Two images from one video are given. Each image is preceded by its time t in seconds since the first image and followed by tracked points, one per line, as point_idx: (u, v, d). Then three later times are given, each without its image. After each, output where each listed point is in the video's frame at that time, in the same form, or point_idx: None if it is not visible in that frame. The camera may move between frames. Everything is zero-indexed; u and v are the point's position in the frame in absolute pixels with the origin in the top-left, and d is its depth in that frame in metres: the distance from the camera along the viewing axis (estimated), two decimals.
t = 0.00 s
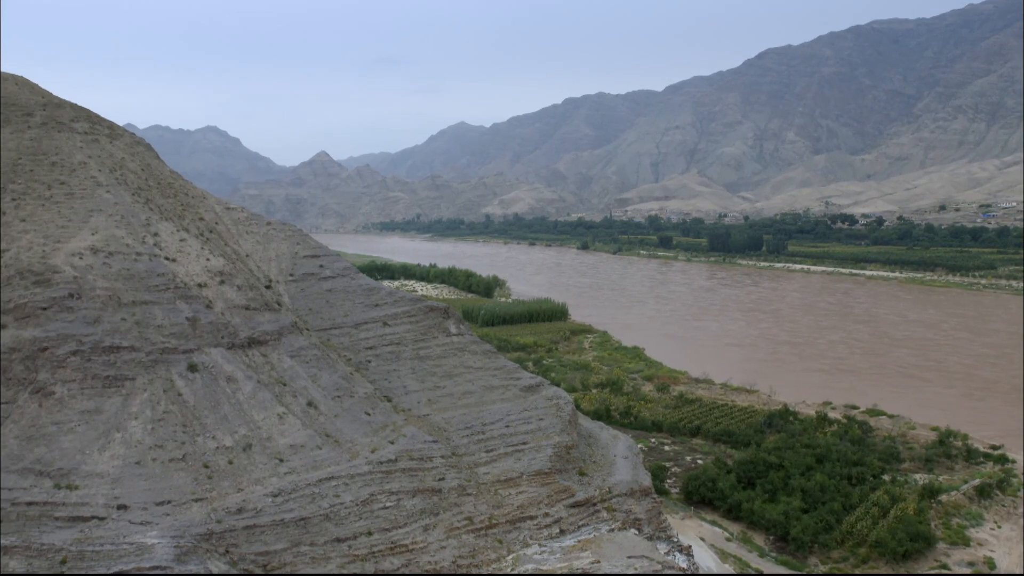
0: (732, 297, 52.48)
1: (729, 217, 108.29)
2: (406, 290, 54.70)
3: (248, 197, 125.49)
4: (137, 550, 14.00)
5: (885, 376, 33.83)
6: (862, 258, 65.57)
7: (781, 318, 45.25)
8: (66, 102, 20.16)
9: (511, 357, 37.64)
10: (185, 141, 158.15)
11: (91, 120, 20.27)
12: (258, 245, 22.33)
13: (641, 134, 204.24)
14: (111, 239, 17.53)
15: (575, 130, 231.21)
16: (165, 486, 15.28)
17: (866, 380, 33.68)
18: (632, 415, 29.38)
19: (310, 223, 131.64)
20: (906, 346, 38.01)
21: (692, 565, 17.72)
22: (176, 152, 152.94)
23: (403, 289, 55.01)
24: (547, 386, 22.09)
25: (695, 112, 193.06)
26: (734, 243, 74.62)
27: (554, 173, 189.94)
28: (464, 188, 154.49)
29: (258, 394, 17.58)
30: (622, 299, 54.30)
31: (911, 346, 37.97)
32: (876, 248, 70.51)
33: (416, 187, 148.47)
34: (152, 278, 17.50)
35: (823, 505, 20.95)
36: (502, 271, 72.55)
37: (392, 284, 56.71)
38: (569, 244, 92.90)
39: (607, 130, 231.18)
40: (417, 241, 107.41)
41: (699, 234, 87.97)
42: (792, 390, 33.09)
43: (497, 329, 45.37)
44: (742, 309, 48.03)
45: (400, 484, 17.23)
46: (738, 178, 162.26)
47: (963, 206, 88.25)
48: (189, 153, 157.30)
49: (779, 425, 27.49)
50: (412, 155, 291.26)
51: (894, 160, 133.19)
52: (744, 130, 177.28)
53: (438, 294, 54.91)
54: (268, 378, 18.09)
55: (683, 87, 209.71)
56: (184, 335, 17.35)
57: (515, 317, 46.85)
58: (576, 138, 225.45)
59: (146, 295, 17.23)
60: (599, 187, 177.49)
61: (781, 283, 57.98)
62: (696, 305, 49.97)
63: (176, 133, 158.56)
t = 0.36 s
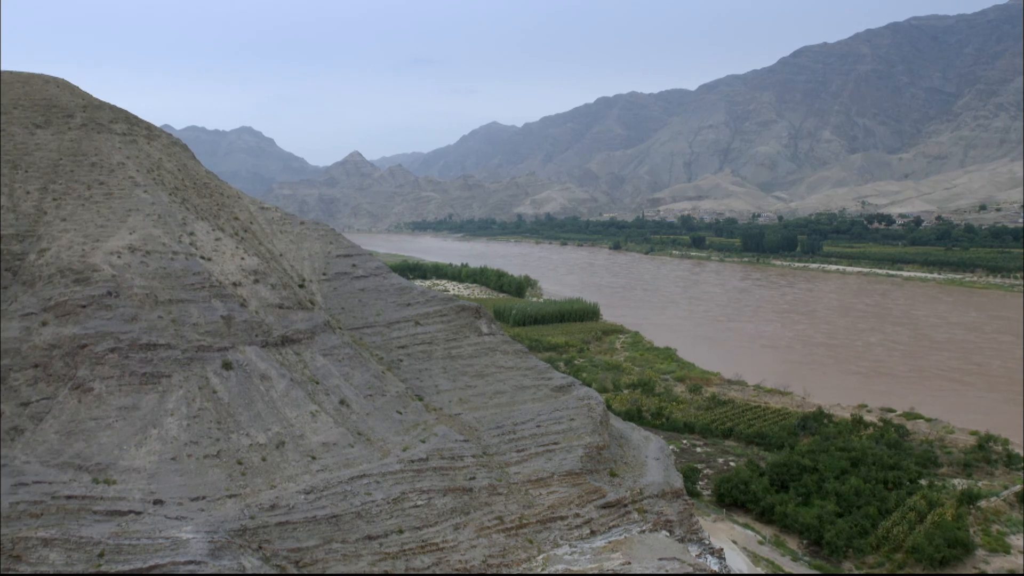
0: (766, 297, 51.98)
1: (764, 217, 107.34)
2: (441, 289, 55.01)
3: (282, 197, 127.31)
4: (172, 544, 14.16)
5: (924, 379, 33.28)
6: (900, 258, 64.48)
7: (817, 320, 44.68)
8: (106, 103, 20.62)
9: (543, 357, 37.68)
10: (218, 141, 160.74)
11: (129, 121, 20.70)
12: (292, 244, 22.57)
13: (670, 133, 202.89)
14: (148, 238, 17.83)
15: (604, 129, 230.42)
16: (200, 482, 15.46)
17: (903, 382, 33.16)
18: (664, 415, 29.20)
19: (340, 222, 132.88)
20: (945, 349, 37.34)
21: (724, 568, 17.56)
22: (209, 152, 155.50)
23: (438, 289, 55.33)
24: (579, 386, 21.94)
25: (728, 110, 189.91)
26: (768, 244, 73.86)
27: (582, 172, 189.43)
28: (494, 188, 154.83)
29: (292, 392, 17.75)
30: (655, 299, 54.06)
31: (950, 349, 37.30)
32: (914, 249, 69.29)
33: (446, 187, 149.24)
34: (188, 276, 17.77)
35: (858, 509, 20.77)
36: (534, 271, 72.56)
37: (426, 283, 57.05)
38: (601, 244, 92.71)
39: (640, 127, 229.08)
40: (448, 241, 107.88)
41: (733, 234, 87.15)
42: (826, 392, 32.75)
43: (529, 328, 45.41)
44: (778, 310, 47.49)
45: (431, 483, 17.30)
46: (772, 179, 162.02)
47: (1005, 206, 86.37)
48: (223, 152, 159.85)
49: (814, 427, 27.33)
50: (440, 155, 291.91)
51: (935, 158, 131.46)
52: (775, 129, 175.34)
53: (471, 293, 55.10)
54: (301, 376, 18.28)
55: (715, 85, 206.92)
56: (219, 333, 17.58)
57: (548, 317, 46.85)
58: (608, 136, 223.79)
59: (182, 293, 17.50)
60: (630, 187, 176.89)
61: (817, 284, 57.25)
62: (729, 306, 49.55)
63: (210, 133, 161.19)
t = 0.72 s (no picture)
0: (802, 299, 51.32)
1: (801, 217, 105.94)
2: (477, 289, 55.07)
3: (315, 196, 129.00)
4: (209, 539, 14.29)
5: (966, 382, 32.61)
6: (942, 259, 63.18)
7: (856, 322, 43.97)
8: (146, 105, 21.08)
9: (576, 357, 37.71)
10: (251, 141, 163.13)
11: (168, 123, 21.11)
12: (327, 243, 22.79)
13: (701, 131, 201.18)
14: (186, 237, 18.11)
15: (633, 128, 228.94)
16: (236, 478, 15.65)
17: (944, 385, 32.54)
18: (698, 417, 28.93)
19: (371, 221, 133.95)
20: (988, 352, 36.54)
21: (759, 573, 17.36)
22: (242, 152, 157.82)
23: (474, 289, 55.43)
24: (612, 387, 21.86)
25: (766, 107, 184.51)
26: (804, 244, 72.89)
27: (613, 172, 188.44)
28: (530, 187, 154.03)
29: (326, 391, 17.90)
30: (689, 300, 53.70)
31: (993, 352, 36.49)
32: (956, 250, 67.85)
33: (478, 185, 147.90)
34: (225, 275, 18.02)
35: (896, 514, 20.43)
36: (568, 270, 72.41)
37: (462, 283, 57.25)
38: (635, 244, 92.33)
39: (675, 126, 224.67)
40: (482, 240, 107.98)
41: (768, 233, 86.11)
42: (863, 395, 32.33)
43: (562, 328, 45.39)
44: (816, 311, 46.77)
45: (464, 482, 17.36)
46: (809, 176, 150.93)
47: None
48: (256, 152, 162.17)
49: (851, 430, 27.14)
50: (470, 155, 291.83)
51: (977, 158, 114.09)
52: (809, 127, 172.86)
53: (505, 293, 55.20)
54: (335, 374, 18.44)
55: (752, 82, 202.99)
56: (255, 331, 17.78)
57: (581, 317, 46.78)
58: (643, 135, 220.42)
59: (220, 291, 17.75)
60: (662, 186, 175.61)
61: (855, 285, 56.35)
62: (765, 308, 49.00)
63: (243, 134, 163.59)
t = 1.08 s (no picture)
0: (839, 300, 50.60)
1: (838, 217, 104.36)
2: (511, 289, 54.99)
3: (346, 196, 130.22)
4: (242, 535, 14.54)
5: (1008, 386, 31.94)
6: (984, 259, 61.84)
7: (895, 324, 43.22)
8: (183, 107, 21.42)
9: (608, 357, 37.67)
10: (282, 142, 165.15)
11: (205, 123, 21.45)
12: (361, 242, 22.94)
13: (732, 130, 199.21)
14: (222, 236, 18.33)
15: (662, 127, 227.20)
16: (270, 474, 15.82)
17: (985, 388, 31.89)
18: (731, 419, 28.77)
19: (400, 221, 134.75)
20: None
21: None
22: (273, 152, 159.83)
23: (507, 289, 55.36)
24: (644, 387, 21.73)
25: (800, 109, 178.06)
26: (840, 244, 71.88)
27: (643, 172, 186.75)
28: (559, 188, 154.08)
29: (358, 389, 18.02)
30: (723, 301, 53.26)
31: None
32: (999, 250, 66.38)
33: (510, 185, 148.78)
34: (260, 274, 18.22)
35: (934, 520, 20.11)
36: (600, 270, 72.13)
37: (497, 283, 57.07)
38: (668, 244, 91.85)
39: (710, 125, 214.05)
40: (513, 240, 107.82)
41: (803, 233, 84.92)
42: (900, 398, 31.92)
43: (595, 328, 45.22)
44: (853, 312, 45.99)
45: (495, 481, 17.38)
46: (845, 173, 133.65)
47: None
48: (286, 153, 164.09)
49: (887, 434, 26.89)
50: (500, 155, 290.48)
51: None
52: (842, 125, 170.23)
53: (537, 293, 55.14)
54: (368, 373, 18.56)
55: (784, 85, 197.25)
56: (289, 329, 17.93)
57: (613, 317, 46.54)
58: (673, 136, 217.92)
59: (255, 290, 17.95)
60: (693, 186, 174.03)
61: (894, 286, 55.39)
62: (800, 309, 48.42)
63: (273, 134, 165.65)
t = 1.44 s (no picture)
0: (878, 301, 49.77)
1: (873, 217, 102.68)
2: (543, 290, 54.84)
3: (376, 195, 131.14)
4: (275, 531, 14.69)
5: None
6: None
7: (935, 325, 42.38)
8: (219, 108, 21.74)
9: (641, 358, 37.61)
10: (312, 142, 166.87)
11: (240, 124, 21.76)
12: (393, 242, 23.07)
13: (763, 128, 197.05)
14: (257, 235, 18.56)
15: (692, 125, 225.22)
16: (303, 472, 15.96)
17: None
18: (763, 421, 28.52)
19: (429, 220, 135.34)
20: None
21: None
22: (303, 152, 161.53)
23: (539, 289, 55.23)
24: (677, 389, 21.59)
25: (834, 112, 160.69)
26: (877, 244, 70.71)
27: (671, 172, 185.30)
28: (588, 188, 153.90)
29: (391, 387, 18.13)
30: (758, 302, 52.76)
31: None
32: None
33: (540, 185, 148.78)
34: (294, 273, 18.42)
35: (974, 526, 19.74)
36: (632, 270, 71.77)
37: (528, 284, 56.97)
38: (701, 245, 91.26)
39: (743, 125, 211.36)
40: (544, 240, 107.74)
41: (840, 233, 83.59)
42: (938, 401, 31.47)
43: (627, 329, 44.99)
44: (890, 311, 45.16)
45: (526, 481, 17.38)
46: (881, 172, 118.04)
47: None
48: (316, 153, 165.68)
49: (925, 438, 26.55)
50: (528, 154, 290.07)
51: None
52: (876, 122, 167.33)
53: (569, 294, 54.99)
54: (400, 372, 18.66)
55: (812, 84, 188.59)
56: (322, 328, 18.08)
57: (645, 318, 46.32)
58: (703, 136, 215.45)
59: (289, 289, 18.13)
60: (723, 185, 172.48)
61: (934, 287, 54.35)
62: (837, 309, 47.73)
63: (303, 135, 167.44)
